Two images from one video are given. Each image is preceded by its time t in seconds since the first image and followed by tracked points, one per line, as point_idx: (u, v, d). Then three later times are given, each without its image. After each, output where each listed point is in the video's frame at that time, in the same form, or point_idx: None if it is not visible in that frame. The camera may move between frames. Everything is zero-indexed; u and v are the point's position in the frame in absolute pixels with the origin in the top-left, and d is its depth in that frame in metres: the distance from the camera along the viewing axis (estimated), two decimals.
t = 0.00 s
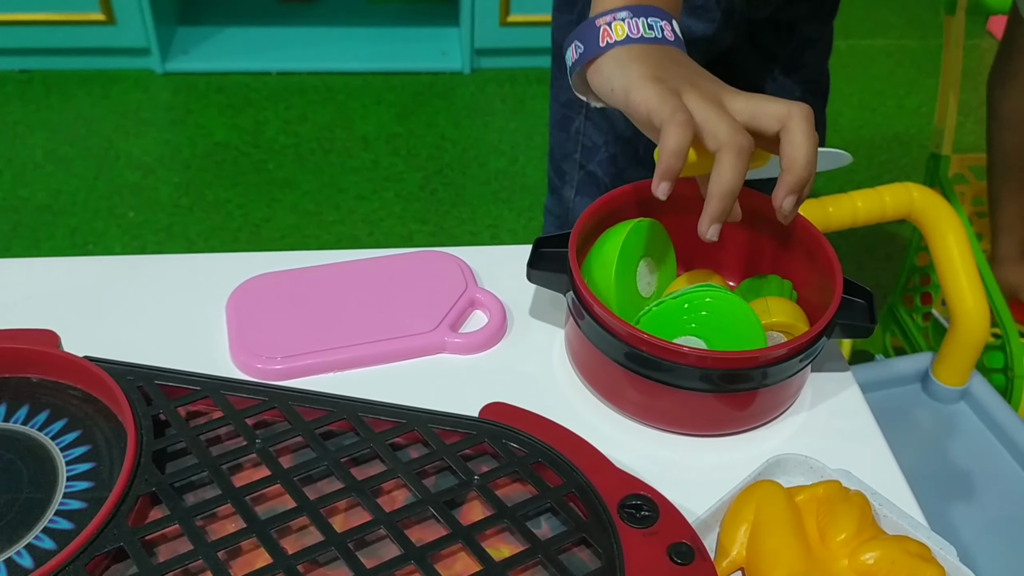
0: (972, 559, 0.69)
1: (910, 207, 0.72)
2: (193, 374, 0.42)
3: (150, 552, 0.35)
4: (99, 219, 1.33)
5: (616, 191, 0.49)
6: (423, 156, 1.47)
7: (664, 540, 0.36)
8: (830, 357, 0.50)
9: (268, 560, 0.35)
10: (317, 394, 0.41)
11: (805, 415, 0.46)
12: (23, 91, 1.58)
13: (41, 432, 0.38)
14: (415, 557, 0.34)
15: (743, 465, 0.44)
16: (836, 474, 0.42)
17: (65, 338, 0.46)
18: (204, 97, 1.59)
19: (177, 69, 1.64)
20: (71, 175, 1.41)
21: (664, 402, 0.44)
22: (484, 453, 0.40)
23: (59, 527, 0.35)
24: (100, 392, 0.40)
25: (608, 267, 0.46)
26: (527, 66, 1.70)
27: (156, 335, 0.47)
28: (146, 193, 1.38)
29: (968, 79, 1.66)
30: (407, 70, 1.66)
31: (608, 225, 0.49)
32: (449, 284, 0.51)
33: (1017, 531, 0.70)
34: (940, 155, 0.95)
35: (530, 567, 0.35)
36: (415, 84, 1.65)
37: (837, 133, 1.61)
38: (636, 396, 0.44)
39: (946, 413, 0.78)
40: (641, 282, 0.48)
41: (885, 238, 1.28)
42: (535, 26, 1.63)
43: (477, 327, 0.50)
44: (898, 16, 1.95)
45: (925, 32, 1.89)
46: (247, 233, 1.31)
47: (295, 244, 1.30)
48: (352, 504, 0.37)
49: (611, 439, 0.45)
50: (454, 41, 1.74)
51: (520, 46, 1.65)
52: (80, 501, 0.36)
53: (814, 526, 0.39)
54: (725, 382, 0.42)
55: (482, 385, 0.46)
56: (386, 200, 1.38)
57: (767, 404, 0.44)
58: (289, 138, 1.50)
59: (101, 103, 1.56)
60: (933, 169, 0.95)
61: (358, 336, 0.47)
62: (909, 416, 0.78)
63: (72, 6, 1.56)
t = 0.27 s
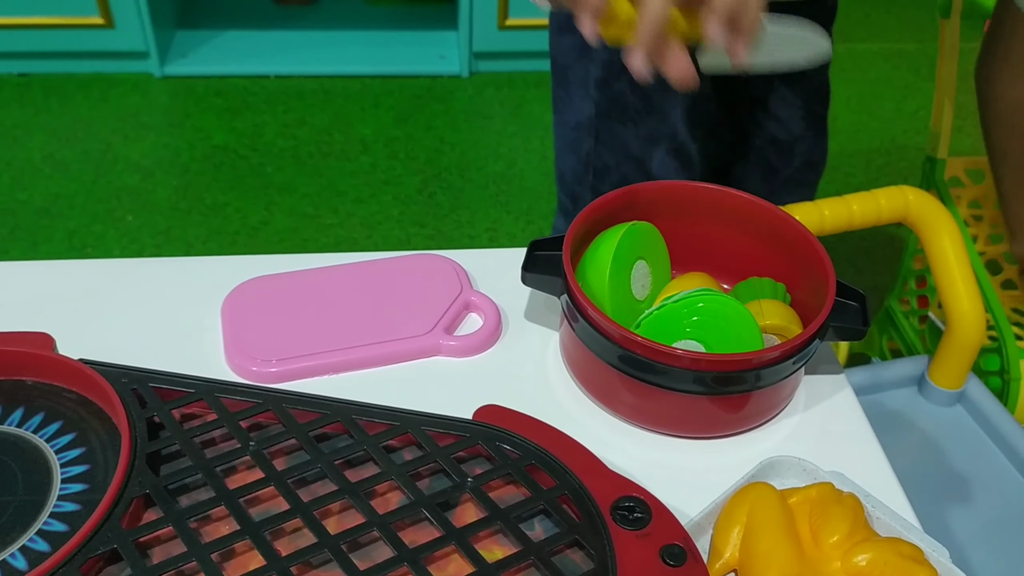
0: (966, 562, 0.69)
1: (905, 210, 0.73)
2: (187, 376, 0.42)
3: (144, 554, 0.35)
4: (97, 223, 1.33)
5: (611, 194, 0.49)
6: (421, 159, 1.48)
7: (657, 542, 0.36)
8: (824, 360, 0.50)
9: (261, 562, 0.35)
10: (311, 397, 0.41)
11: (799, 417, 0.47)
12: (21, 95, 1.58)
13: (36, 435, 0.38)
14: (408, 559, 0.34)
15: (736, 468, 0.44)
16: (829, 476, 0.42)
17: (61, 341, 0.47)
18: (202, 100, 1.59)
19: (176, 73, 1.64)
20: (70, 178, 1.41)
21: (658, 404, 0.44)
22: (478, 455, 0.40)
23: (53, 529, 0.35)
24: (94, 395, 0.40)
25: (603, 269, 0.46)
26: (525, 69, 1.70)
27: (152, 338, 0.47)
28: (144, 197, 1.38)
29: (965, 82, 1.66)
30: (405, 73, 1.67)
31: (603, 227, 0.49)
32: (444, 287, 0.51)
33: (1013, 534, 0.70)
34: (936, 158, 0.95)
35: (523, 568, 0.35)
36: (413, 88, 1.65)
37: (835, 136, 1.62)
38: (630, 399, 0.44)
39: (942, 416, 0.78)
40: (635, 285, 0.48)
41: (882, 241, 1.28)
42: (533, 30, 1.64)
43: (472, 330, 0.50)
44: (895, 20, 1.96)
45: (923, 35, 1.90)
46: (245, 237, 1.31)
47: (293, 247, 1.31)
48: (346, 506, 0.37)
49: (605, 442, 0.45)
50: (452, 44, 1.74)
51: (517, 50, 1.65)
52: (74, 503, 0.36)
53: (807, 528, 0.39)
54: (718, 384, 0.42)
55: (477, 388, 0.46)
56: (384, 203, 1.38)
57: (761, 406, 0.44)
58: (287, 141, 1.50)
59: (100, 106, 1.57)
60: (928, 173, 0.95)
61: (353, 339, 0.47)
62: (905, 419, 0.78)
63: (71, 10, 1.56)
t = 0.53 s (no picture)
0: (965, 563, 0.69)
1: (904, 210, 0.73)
2: (188, 376, 0.42)
3: (145, 553, 0.35)
4: (97, 225, 1.34)
5: (610, 194, 0.49)
6: (421, 161, 1.48)
7: (656, 541, 0.36)
8: (823, 360, 0.50)
9: (261, 561, 0.35)
10: (312, 397, 0.42)
11: (798, 417, 0.47)
12: (21, 97, 1.59)
13: (36, 434, 0.38)
14: (408, 558, 0.35)
15: (735, 468, 0.44)
16: (827, 476, 0.42)
17: (61, 341, 0.47)
18: (202, 103, 1.60)
19: (175, 75, 1.64)
20: (69, 180, 1.41)
21: (657, 404, 0.44)
22: (478, 455, 0.40)
23: (53, 528, 0.35)
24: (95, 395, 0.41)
25: (602, 270, 0.46)
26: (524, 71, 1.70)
27: (152, 338, 0.48)
28: (144, 199, 1.38)
29: (964, 84, 1.66)
30: (405, 76, 1.67)
31: (602, 228, 0.50)
32: (444, 288, 0.51)
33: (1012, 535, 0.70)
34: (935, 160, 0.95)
35: (523, 568, 0.35)
36: (413, 90, 1.65)
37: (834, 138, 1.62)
38: (629, 398, 0.45)
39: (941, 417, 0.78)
40: (634, 285, 0.48)
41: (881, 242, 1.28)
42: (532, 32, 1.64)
43: (471, 330, 0.50)
44: (895, 22, 1.96)
45: (922, 38, 1.90)
46: (245, 239, 1.31)
47: (293, 249, 1.31)
48: (346, 505, 0.37)
49: (605, 442, 0.45)
50: (451, 47, 1.74)
51: (517, 52, 1.65)
52: (74, 503, 0.36)
53: (806, 527, 0.39)
54: (717, 384, 0.42)
55: (476, 388, 0.46)
56: (384, 205, 1.38)
57: (760, 406, 0.45)
58: (287, 143, 1.50)
59: (99, 108, 1.57)
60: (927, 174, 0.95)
61: (353, 339, 0.47)
62: (905, 420, 0.78)
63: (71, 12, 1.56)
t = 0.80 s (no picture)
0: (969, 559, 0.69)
1: (905, 208, 0.75)
2: (191, 371, 0.42)
3: (150, 547, 0.35)
4: (97, 224, 1.33)
5: (613, 190, 0.49)
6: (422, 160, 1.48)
7: (662, 535, 0.36)
8: (827, 356, 0.50)
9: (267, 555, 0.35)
10: (316, 392, 0.42)
11: (802, 413, 0.47)
12: (21, 96, 1.58)
13: (41, 430, 0.38)
14: (413, 552, 0.34)
15: (740, 463, 0.44)
16: (832, 471, 0.42)
17: (65, 336, 0.47)
18: (202, 102, 1.59)
19: (175, 74, 1.64)
20: (69, 179, 1.41)
21: (662, 400, 0.44)
22: (482, 450, 0.40)
23: (58, 522, 0.35)
24: (99, 390, 0.40)
25: (605, 265, 0.46)
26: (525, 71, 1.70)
27: (155, 334, 0.47)
28: (144, 198, 1.38)
29: (965, 83, 1.66)
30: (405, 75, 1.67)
31: (606, 224, 0.49)
32: (447, 284, 0.51)
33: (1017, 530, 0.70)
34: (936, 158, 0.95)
35: (528, 562, 0.35)
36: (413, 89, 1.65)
37: (835, 137, 1.62)
38: (633, 394, 0.45)
39: (943, 415, 0.78)
40: (638, 280, 0.48)
41: (881, 241, 1.28)
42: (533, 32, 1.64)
43: (475, 326, 0.50)
44: (895, 21, 1.96)
45: (921, 37, 1.90)
46: (245, 237, 1.31)
47: (293, 248, 1.31)
48: (351, 500, 0.37)
49: (609, 437, 0.45)
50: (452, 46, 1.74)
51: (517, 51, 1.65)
52: (79, 497, 0.36)
53: (811, 522, 0.39)
54: (721, 379, 0.42)
55: (480, 383, 0.46)
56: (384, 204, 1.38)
57: (764, 401, 0.45)
58: (287, 143, 1.50)
59: (99, 108, 1.57)
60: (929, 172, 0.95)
61: (356, 335, 0.47)
62: (906, 418, 0.78)
63: (71, 11, 1.56)
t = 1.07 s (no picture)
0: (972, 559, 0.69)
1: (911, 207, 0.75)
2: (201, 368, 0.42)
3: (161, 544, 0.35)
4: (99, 222, 1.33)
5: (622, 188, 0.49)
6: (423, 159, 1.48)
7: (672, 534, 0.36)
8: (835, 355, 0.50)
9: (277, 552, 0.35)
10: (325, 389, 0.42)
11: (810, 411, 0.47)
12: (23, 94, 1.58)
13: (51, 427, 0.38)
14: (424, 550, 0.34)
15: (749, 461, 0.44)
16: (841, 470, 0.42)
17: (73, 334, 0.46)
18: (203, 100, 1.59)
19: (177, 73, 1.64)
20: (71, 178, 1.41)
21: (670, 398, 0.44)
22: (492, 448, 0.40)
23: (69, 520, 0.35)
24: (108, 387, 0.40)
25: (614, 263, 0.46)
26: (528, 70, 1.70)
27: (162, 332, 0.47)
28: (146, 197, 1.38)
29: (967, 83, 1.66)
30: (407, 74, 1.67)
31: (613, 222, 0.49)
32: (455, 282, 0.51)
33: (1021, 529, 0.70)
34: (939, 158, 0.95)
35: (539, 560, 0.35)
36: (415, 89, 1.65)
37: (836, 137, 1.62)
38: (641, 392, 0.45)
39: (947, 415, 0.78)
40: (646, 279, 0.48)
41: (884, 242, 1.28)
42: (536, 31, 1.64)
43: (483, 324, 0.50)
44: (897, 22, 1.96)
45: (923, 37, 1.90)
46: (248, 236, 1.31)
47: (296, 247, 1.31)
48: (361, 498, 0.37)
49: (617, 435, 0.45)
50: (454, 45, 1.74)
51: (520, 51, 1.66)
52: (89, 495, 0.36)
53: (821, 521, 0.39)
54: (730, 377, 0.42)
55: (488, 381, 0.46)
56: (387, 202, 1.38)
57: (772, 400, 0.45)
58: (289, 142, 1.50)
59: (101, 107, 1.57)
60: (932, 172, 0.95)
61: (364, 333, 0.47)
62: (911, 418, 0.78)
63: (73, 10, 1.56)
